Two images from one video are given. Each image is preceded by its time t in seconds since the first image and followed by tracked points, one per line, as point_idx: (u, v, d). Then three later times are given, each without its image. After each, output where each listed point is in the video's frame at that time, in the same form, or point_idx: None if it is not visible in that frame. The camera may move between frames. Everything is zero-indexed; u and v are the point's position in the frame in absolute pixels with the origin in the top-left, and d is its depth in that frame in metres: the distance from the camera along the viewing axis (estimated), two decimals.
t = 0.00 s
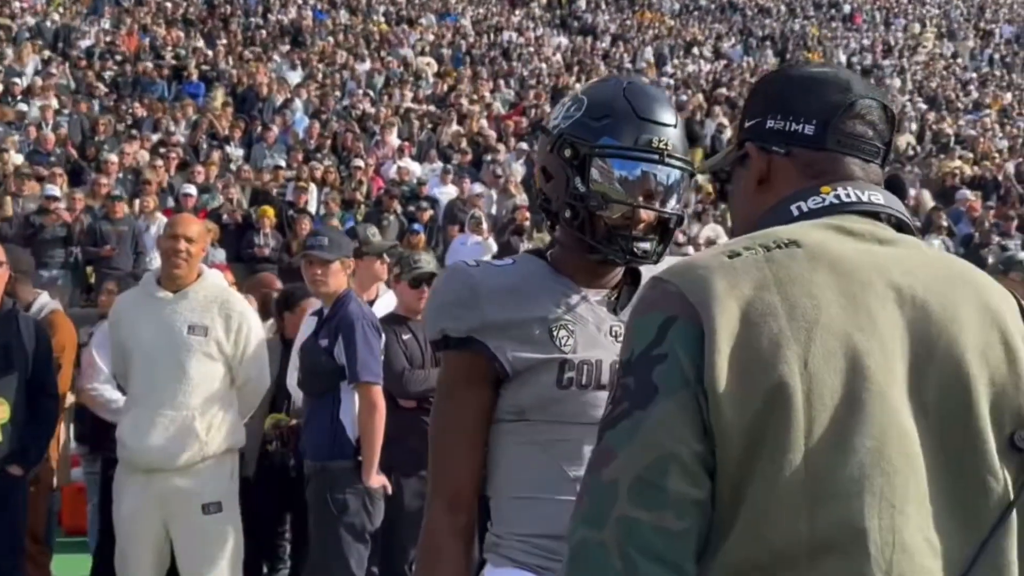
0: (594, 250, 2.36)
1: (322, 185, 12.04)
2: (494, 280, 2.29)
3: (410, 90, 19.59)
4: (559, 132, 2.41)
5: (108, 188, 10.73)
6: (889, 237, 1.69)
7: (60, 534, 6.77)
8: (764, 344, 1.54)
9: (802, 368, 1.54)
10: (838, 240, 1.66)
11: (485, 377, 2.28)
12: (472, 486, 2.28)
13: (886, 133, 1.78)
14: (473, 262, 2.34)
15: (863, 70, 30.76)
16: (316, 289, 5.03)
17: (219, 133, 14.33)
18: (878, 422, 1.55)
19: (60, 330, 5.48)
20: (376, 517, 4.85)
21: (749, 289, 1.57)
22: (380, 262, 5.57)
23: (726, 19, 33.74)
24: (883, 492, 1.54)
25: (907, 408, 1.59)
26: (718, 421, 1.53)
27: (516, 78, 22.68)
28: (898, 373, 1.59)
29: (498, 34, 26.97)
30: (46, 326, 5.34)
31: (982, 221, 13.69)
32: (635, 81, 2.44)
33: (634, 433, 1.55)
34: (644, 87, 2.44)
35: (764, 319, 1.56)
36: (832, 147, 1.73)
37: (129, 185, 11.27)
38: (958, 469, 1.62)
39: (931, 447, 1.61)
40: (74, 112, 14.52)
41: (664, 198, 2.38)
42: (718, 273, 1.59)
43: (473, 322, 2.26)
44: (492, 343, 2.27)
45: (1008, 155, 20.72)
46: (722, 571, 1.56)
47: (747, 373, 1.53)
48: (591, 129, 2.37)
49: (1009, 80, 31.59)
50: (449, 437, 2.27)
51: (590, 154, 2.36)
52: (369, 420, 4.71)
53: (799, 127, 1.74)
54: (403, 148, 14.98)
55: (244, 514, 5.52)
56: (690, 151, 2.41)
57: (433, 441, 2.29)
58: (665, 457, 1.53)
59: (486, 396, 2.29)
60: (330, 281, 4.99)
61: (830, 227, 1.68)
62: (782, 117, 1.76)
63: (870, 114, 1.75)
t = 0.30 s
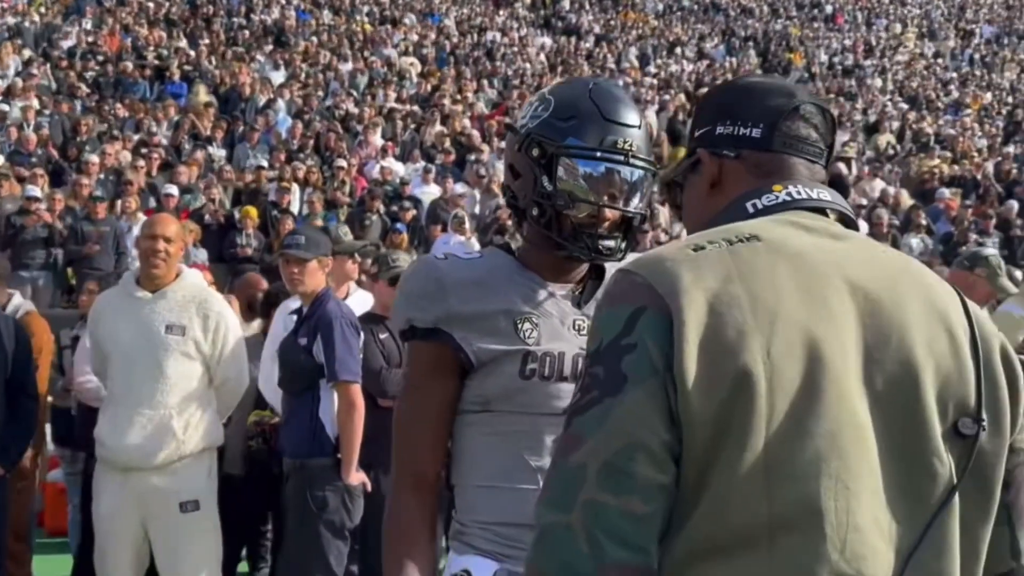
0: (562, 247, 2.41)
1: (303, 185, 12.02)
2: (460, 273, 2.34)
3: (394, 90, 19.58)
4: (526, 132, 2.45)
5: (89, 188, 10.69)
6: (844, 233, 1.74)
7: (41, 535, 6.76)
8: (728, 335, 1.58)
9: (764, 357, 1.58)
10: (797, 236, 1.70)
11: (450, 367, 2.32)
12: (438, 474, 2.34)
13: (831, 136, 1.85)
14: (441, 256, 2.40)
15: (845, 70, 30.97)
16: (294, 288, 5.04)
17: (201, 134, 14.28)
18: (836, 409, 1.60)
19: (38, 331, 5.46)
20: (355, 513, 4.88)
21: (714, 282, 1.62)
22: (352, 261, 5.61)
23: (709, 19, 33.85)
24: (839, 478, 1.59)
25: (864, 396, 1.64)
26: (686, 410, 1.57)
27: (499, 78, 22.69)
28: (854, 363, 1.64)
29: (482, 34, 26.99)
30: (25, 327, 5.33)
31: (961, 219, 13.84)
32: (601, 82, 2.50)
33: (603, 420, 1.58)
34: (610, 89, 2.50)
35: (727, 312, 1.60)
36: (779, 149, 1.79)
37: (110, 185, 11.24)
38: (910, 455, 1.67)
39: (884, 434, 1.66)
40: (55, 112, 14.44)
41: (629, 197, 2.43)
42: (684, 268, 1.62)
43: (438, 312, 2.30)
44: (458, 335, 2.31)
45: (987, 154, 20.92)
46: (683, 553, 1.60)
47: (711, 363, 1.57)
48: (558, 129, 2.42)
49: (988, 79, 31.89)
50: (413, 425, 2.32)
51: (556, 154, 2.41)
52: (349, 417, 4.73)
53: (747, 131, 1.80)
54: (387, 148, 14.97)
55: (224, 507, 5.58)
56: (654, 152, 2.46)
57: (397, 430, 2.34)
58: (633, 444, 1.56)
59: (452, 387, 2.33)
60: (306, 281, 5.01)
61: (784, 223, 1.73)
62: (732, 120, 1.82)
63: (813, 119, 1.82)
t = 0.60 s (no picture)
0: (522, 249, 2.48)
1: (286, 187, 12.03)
2: (422, 265, 2.40)
3: (378, 91, 19.60)
4: (490, 133, 2.52)
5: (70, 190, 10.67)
6: (772, 229, 1.86)
7: (22, 535, 6.77)
8: (667, 322, 1.68)
9: (700, 342, 1.69)
10: (731, 230, 1.81)
11: (409, 354, 2.37)
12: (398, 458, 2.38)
13: (765, 132, 1.94)
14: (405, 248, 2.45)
15: (827, 71, 31.18)
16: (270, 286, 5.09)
17: (184, 136, 14.26)
18: (766, 391, 1.71)
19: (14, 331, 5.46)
20: (331, 510, 4.95)
21: (654, 273, 1.71)
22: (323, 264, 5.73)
23: (693, 21, 33.98)
24: (769, 456, 1.70)
25: (792, 380, 1.75)
26: (628, 392, 1.66)
27: (484, 80, 22.75)
28: (782, 349, 1.75)
29: (466, 36, 27.04)
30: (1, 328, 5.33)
31: (939, 219, 14.00)
32: (565, 90, 2.58)
33: (551, 403, 1.66)
34: (573, 96, 2.58)
35: (666, 301, 1.69)
36: (715, 146, 1.88)
37: (92, 187, 11.22)
38: (832, 436, 1.79)
39: (810, 416, 1.77)
40: (37, 114, 14.39)
41: (589, 201, 2.52)
42: (625, 259, 1.72)
43: (399, 301, 2.36)
44: (418, 324, 2.37)
45: (967, 154, 21.11)
46: (623, 529, 1.69)
47: (650, 349, 1.67)
48: (523, 133, 2.49)
49: (970, 79, 32.17)
50: (372, 410, 2.36)
51: (519, 157, 2.48)
52: (323, 414, 4.76)
53: (685, 128, 1.88)
54: (370, 149, 15.01)
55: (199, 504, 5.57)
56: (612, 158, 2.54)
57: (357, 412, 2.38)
58: (578, 425, 1.65)
59: (411, 375, 2.38)
60: (282, 279, 5.06)
61: (717, 218, 1.82)
62: (672, 118, 1.90)
63: (749, 116, 1.90)
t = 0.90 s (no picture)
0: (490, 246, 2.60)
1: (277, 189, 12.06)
2: (389, 263, 2.53)
3: (371, 94, 19.65)
4: (457, 136, 2.64)
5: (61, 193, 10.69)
6: (717, 229, 1.96)
7: (13, 536, 6.80)
8: (618, 320, 1.78)
9: (650, 337, 1.79)
10: (680, 232, 1.91)
11: (378, 347, 2.50)
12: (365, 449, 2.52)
13: (712, 132, 2.03)
14: (378, 249, 2.58)
15: (819, 73, 31.30)
16: (256, 286, 5.20)
17: (176, 138, 14.27)
18: (710, 384, 1.82)
19: None
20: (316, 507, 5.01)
21: (607, 273, 1.80)
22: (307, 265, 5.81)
23: (685, 24, 34.09)
24: (713, 447, 1.81)
25: (736, 374, 1.86)
26: (581, 386, 1.76)
27: (476, 83, 22.81)
28: (725, 345, 1.86)
29: (459, 39, 27.08)
30: None
31: (927, 220, 14.08)
32: (528, 93, 2.70)
33: (508, 398, 1.76)
34: (537, 99, 2.71)
35: (618, 300, 1.79)
36: (662, 148, 1.98)
37: (83, 191, 11.25)
38: (772, 427, 1.90)
39: (752, 408, 1.89)
40: (28, 117, 14.39)
41: (554, 198, 2.63)
42: (579, 259, 1.81)
43: (367, 299, 2.48)
44: (384, 320, 2.49)
45: (957, 156, 21.21)
46: (577, 516, 1.79)
47: (602, 345, 1.76)
48: (488, 134, 2.61)
49: (960, 82, 32.29)
50: (341, 401, 2.50)
51: (485, 158, 2.60)
52: (306, 414, 4.76)
53: (633, 133, 1.98)
54: (362, 152, 15.05)
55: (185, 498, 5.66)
56: (577, 154, 2.65)
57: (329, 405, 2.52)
58: (535, 417, 1.74)
59: (382, 370, 2.51)
60: (265, 279, 5.16)
61: (667, 219, 1.92)
62: (621, 123, 1.99)
63: (694, 117, 2.00)
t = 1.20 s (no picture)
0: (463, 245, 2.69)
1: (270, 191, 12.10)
2: (369, 265, 2.62)
3: (365, 96, 19.67)
4: (429, 141, 2.73)
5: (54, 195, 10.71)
6: (678, 233, 2.09)
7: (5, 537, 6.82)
8: (581, 319, 1.91)
9: (610, 335, 1.92)
10: (642, 236, 2.04)
11: (358, 348, 2.60)
12: (344, 444, 2.62)
13: (673, 139, 2.16)
14: (360, 252, 2.68)
15: (812, 76, 31.37)
16: (245, 287, 5.23)
17: (170, 141, 14.29)
18: (667, 380, 1.95)
19: None
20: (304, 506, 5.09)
21: (570, 274, 1.93)
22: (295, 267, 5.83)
23: (679, 27, 34.14)
24: (669, 439, 1.94)
25: (692, 371, 1.99)
26: (546, 381, 1.89)
27: (470, 85, 22.84)
28: (682, 344, 1.99)
29: (453, 41, 27.09)
30: None
31: (917, 221, 14.15)
32: (495, 94, 2.79)
33: (476, 394, 1.89)
34: (505, 99, 2.79)
35: (581, 300, 1.92)
36: (626, 155, 2.11)
37: (76, 193, 11.28)
38: (727, 421, 2.02)
39: (709, 403, 2.01)
40: (21, 119, 14.39)
41: (523, 197, 2.72)
42: (545, 261, 1.94)
43: (347, 299, 2.59)
44: (363, 320, 2.59)
45: (949, 158, 21.29)
46: (542, 505, 1.92)
47: (564, 344, 1.89)
48: (457, 136, 2.70)
49: (952, 84, 32.40)
50: (323, 398, 2.61)
51: (455, 159, 2.69)
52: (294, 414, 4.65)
53: (600, 141, 2.12)
54: (355, 155, 15.10)
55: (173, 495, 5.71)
56: (546, 152, 2.72)
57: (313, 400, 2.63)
58: (500, 410, 1.87)
59: (362, 369, 2.61)
60: (255, 280, 5.19)
61: (630, 223, 2.05)
62: (588, 131, 2.13)
63: (657, 126, 2.13)
